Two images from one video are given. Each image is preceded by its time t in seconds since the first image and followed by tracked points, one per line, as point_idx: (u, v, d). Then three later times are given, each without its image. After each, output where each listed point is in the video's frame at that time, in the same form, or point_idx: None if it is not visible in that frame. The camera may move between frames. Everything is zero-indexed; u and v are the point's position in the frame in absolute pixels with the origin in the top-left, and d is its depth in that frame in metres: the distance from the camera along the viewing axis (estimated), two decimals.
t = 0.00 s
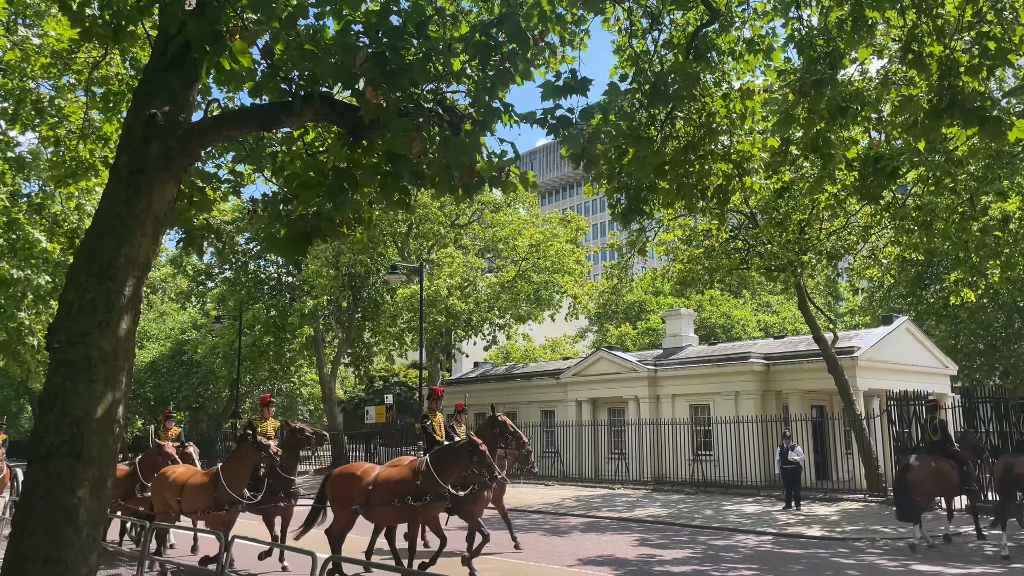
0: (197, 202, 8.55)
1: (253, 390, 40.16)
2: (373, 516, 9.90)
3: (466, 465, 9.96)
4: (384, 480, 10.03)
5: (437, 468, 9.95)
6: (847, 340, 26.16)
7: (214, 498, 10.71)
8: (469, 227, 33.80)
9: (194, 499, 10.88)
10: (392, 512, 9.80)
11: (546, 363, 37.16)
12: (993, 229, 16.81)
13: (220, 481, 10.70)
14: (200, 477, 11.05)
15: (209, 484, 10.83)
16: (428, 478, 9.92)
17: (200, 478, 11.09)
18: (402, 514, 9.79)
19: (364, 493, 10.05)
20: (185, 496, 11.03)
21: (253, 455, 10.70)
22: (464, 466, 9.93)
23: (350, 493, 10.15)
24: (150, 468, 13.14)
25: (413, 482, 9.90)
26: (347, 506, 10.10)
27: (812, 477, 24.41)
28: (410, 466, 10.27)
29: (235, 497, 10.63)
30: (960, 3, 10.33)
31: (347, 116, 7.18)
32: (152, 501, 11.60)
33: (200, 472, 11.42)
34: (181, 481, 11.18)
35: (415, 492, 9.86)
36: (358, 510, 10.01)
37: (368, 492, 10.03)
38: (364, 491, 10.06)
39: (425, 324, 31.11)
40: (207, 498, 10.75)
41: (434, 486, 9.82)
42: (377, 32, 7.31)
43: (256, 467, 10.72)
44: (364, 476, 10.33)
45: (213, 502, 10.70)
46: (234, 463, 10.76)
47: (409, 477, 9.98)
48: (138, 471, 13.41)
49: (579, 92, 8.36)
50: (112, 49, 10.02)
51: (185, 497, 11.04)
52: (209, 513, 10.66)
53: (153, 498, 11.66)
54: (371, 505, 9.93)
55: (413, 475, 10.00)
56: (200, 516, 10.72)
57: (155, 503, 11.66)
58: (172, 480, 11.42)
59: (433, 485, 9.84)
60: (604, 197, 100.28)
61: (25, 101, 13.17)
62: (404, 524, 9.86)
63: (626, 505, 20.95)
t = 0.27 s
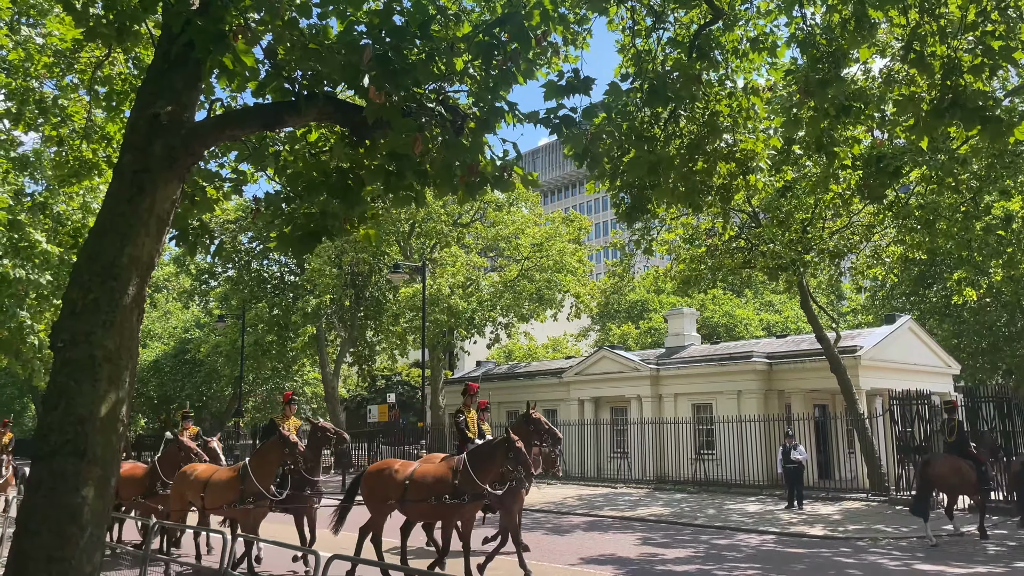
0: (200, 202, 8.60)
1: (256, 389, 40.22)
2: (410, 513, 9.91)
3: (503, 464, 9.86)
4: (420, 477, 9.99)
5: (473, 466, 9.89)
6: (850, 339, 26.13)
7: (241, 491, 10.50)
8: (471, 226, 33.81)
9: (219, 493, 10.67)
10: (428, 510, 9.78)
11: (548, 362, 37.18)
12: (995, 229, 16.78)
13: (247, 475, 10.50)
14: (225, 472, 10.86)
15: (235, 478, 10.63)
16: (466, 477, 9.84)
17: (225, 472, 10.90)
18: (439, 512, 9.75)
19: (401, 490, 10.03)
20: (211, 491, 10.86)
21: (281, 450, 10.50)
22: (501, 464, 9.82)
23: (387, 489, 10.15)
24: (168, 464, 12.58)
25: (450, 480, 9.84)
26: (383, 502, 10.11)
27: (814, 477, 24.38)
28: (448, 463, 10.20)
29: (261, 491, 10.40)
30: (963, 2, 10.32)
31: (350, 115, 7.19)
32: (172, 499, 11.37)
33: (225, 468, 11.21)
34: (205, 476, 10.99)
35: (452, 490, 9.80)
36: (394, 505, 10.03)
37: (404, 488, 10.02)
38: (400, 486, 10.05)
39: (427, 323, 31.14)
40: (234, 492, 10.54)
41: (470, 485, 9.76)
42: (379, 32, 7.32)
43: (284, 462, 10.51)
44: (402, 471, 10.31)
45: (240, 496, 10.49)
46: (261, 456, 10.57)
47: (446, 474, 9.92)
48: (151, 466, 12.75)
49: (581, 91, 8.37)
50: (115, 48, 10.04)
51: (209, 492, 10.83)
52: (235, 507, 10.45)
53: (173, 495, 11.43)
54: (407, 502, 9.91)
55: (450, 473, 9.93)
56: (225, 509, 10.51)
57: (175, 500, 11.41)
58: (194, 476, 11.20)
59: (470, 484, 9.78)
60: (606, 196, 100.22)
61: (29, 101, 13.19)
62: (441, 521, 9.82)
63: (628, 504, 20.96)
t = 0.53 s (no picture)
0: (203, 201, 8.63)
1: (258, 387, 40.28)
2: (450, 513, 9.78)
3: (541, 461, 9.86)
4: (458, 476, 9.87)
5: (512, 464, 9.87)
6: (853, 338, 26.10)
7: (267, 495, 10.27)
8: (474, 224, 33.80)
9: (246, 496, 10.47)
10: (467, 510, 9.67)
11: (551, 360, 37.17)
12: (999, 227, 16.73)
13: (273, 477, 10.28)
14: (253, 474, 10.66)
15: (262, 481, 10.42)
16: (505, 475, 9.78)
17: (252, 475, 10.70)
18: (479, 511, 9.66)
19: (439, 490, 9.91)
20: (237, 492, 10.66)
21: (306, 450, 10.22)
22: (539, 462, 9.84)
23: (423, 490, 10.02)
24: (186, 460, 12.15)
25: (490, 479, 9.75)
26: (421, 503, 9.96)
27: (817, 475, 24.35)
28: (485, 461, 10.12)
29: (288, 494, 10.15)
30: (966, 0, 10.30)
31: (352, 114, 7.20)
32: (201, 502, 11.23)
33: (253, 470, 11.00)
34: (232, 478, 10.82)
35: (493, 488, 9.70)
36: (433, 506, 9.90)
37: (442, 489, 9.90)
38: (439, 487, 9.92)
39: (429, 322, 31.15)
40: (261, 495, 10.33)
41: (511, 483, 9.72)
42: (381, 31, 7.32)
43: (310, 463, 10.23)
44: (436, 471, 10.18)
45: (266, 499, 10.27)
46: (288, 458, 10.32)
47: (485, 472, 9.84)
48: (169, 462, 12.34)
49: (581, 89, 8.36)
50: (118, 47, 10.04)
51: (237, 494, 10.64)
52: (261, 511, 10.24)
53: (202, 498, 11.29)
54: (447, 502, 9.79)
55: (489, 471, 9.85)
56: (252, 513, 10.30)
57: (205, 503, 11.27)
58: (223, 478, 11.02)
59: (511, 482, 9.74)
60: (608, 195, 100.13)
61: (31, 100, 13.18)
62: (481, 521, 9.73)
63: (630, 503, 20.96)
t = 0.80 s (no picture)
0: (209, 198, 8.62)
1: (261, 386, 40.34)
2: (489, 511, 9.78)
3: (584, 459, 9.91)
4: (499, 474, 9.87)
5: (554, 462, 9.91)
6: (855, 336, 26.08)
7: (301, 495, 10.21)
8: (476, 223, 33.81)
9: (278, 497, 10.36)
10: (508, 508, 9.68)
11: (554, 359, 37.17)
12: (1002, 225, 16.70)
13: (307, 478, 10.21)
14: (283, 474, 10.56)
15: (295, 481, 10.34)
16: (547, 473, 9.84)
17: (282, 475, 10.59)
18: (521, 510, 9.68)
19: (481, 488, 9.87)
20: (268, 494, 10.48)
21: (339, 450, 10.18)
22: (581, 460, 9.90)
23: (462, 489, 9.97)
24: (203, 460, 12.14)
25: (532, 477, 9.76)
26: (459, 501, 9.94)
27: (819, 474, 24.31)
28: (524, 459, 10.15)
29: (322, 495, 10.10)
30: None
31: (355, 112, 7.20)
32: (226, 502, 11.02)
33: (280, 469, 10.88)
34: (260, 479, 10.65)
35: (535, 487, 9.73)
36: (472, 504, 9.88)
37: (482, 487, 9.88)
38: (479, 485, 9.89)
39: (432, 320, 31.17)
40: (294, 496, 10.26)
41: (552, 482, 9.75)
42: (383, 29, 7.33)
43: (338, 463, 10.20)
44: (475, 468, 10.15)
45: (299, 500, 10.20)
46: (320, 458, 10.25)
47: (526, 470, 9.84)
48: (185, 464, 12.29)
49: (581, 86, 8.35)
50: (121, 46, 10.05)
51: (267, 495, 10.50)
52: (295, 512, 10.15)
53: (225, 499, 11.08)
54: (487, 500, 9.79)
55: (530, 469, 9.87)
56: (286, 515, 10.21)
57: (230, 503, 11.05)
58: (249, 478, 10.85)
59: (552, 480, 9.79)
60: (611, 193, 100.03)
61: (35, 98, 13.20)
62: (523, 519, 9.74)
63: (632, 502, 20.97)
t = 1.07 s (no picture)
0: (212, 196, 8.58)
1: (264, 385, 40.39)
2: (528, 506, 9.79)
3: (622, 456, 9.95)
4: (538, 470, 9.85)
5: (593, 460, 9.96)
6: (858, 335, 26.06)
7: (331, 491, 9.95)
8: (479, 222, 33.81)
9: (309, 492, 10.14)
10: (547, 504, 9.69)
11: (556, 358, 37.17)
12: (1005, 224, 16.68)
13: (336, 473, 9.99)
14: (315, 470, 10.34)
15: (325, 476, 10.12)
16: (586, 469, 9.85)
17: (314, 470, 10.38)
18: (560, 507, 9.68)
19: (521, 483, 9.86)
20: (298, 488, 10.31)
21: (369, 444, 9.93)
22: (620, 457, 9.95)
23: (503, 482, 9.99)
24: (223, 460, 11.80)
25: (571, 473, 9.77)
26: (499, 494, 9.94)
27: (822, 473, 24.28)
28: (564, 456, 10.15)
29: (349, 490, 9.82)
30: None
31: (356, 111, 7.20)
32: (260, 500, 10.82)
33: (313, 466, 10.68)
34: (293, 475, 10.44)
35: (574, 484, 9.73)
36: (510, 499, 9.88)
37: (522, 482, 9.86)
38: (520, 478, 9.91)
39: (435, 319, 31.18)
40: (324, 489, 10.02)
41: (591, 478, 9.77)
42: (386, 29, 7.33)
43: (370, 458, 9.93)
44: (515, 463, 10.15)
45: (329, 494, 9.94)
46: (351, 453, 10.04)
47: (566, 467, 9.85)
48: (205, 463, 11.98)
49: (583, 86, 8.35)
50: (124, 45, 10.06)
51: (298, 489, 10.30)
52: (324, 507, 9.88)
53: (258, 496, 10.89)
54: (526, 494, 9.78)
55: (570, 466, 9.87)
56: (316, 509, 9.95)
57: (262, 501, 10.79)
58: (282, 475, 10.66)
59: (590, 477, 9.79)
60: (613, 192, 99.96)
61: (38, 97, 13.20)
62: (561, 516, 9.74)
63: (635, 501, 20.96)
